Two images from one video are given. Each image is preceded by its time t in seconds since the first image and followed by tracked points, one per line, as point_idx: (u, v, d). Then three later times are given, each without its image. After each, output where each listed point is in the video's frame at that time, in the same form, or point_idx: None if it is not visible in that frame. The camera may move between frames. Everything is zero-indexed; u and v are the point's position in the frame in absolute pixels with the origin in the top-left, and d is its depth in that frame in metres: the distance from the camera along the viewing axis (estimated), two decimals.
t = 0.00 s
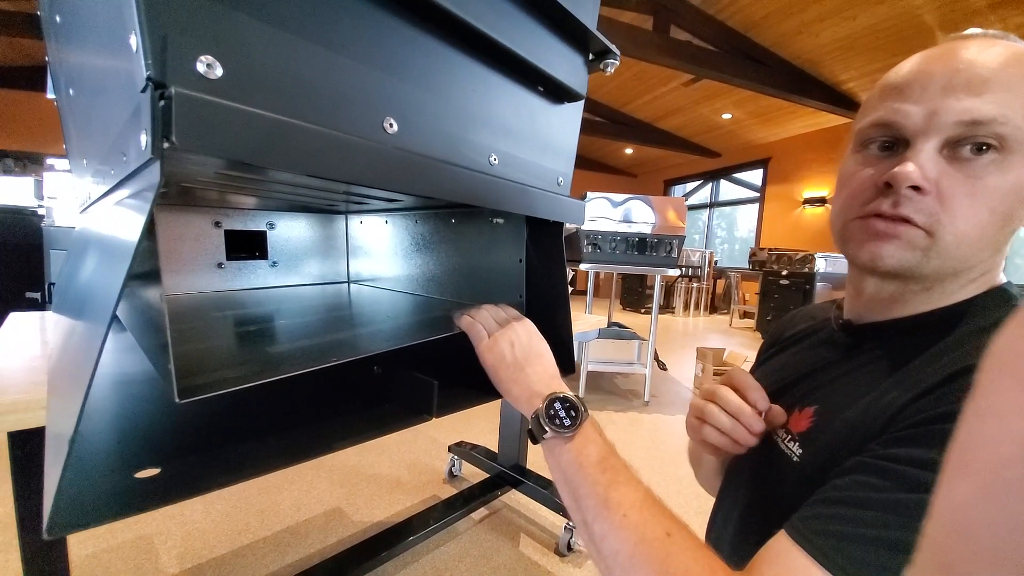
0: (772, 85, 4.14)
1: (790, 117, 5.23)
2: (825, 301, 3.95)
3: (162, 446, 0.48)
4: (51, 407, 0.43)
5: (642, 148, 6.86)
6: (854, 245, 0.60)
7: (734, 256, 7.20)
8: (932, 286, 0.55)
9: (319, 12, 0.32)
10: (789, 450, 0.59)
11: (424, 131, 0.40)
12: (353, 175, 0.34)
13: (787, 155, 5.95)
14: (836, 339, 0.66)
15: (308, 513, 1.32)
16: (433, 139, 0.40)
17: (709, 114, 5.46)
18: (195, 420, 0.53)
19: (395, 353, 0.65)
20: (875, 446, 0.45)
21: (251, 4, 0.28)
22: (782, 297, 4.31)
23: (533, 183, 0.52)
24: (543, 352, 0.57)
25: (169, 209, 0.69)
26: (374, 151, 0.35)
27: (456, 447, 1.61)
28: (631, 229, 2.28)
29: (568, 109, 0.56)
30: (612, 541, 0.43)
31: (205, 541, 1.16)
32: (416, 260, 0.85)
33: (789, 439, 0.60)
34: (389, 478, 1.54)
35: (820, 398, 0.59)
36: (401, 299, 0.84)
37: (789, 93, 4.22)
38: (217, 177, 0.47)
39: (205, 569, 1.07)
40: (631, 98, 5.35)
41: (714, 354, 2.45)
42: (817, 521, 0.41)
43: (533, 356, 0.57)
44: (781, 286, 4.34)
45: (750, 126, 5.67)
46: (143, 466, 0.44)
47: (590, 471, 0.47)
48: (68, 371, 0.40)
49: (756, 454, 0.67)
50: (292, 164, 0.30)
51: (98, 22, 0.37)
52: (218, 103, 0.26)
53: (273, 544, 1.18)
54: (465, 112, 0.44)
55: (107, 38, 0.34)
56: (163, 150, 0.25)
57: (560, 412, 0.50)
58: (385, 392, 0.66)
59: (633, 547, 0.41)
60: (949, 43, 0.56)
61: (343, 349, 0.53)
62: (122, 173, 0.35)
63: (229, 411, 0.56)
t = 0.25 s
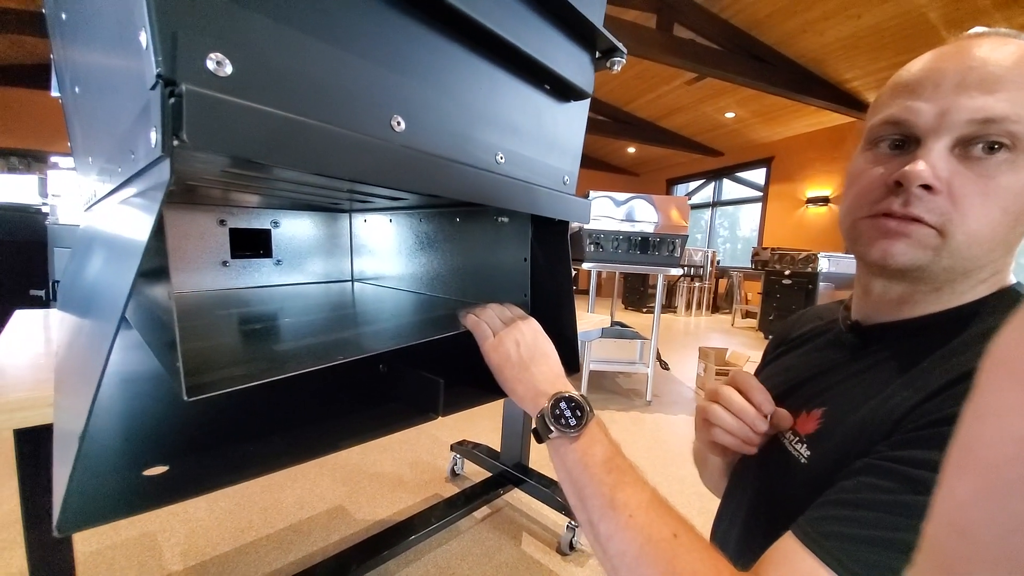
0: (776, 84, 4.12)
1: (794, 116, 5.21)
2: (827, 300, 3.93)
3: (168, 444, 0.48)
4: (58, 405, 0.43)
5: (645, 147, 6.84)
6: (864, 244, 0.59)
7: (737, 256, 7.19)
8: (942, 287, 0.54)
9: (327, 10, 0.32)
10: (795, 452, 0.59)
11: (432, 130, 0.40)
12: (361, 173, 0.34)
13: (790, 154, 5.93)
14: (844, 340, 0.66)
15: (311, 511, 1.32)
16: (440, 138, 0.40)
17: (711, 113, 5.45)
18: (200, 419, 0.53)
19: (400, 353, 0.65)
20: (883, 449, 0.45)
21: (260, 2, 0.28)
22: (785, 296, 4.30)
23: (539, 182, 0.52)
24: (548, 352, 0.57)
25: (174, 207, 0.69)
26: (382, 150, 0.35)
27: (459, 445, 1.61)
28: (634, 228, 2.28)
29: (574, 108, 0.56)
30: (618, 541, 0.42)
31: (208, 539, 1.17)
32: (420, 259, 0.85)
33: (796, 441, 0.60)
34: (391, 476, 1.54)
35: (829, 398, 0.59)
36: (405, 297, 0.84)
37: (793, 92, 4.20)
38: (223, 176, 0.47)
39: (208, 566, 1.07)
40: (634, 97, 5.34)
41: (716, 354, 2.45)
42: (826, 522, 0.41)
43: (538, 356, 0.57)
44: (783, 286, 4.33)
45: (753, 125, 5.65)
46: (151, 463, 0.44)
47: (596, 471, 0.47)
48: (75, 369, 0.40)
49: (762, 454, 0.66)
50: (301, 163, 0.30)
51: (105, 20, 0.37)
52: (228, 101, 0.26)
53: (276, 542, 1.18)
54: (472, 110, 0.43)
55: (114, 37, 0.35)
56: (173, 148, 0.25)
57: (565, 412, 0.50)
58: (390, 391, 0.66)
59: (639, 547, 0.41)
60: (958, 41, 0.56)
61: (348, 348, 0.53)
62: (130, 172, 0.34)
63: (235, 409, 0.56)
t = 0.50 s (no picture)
0: (783, 78, 4.08)
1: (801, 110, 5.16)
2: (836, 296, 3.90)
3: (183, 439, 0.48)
4: (73, 404, 0.43)
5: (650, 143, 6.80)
6: (881, 239, 0.58)
7: (743, 252, 7.14)
8: (960, 282, 0.54)
9: (338, 5, 0.32)
10: (811, 448, 0.58)
11: (442, 126, 0.40)
12: (373, 169, 0.34)
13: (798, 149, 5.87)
14: (858, 334, 0.66)
15: (320, 508, 1.33)
16: (450, 134, 0.40)
17: (718, 108, 5.40)
18: (213, 416, 0.53)
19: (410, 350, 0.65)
20: (899, 444, 0.44)
21: None
22: (793, 293, 4.26)
23: (549, 178, 0.52)
24: (558, 349, 0.57)
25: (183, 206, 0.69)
26: (394, 145, 0.35)
27: (467, 443, 1.61)
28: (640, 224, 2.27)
29: (584, 102, 0.56)
30: (632, 537, 0.42)
31: (219, 535, 1.18)
32: (427, 256, 0.85)
33: (811, 437, 0.59)
34: (399, 474, 1.54)
35: (845, 394, 0.58)
36: (413, 294, 0.84)
37: (800, 86, 4.16)
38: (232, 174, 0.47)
39: (220, 563, 1.08)
40: (639, 93, 5.30)
41: (723, 350, 2.44)
42: (843, 519, 0.41)
43: (549, 353, 0.56)
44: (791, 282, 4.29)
45: (760, 120, 5.60)
46: (167, 459, 0.44)
47: (608, 467, 0.47)
48: (90, 366, 0.40)
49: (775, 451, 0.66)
50: (314, 159, 0.30)
51: (115, 19, 0.37)
52: (240, 97, 0.26)
53: (286, 538, 1.19)
54: (482, 105, 0.43)
55: (125, 35, 0.35)
56: (187, 145, 0.25)
57: (577, 408, 0.50)
58: (401, 388, 0.66)
59: (653, 543, 0.41)
60: (975, 31, 0.55)
61: (358, 345, 0.54)
62: (142, 171, 0.34)
63: (247, 407, 0.57)
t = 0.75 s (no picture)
0: (777, 76, 4.09)
1: (796, 108, 5.17)
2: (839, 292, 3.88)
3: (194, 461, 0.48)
4: (80, 430, 0.43)
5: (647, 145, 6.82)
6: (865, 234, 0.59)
7: (744, 251, 7.13)
8: (965, 276, 0.51)
9: (339, 20, 0.31)
10: (830, 452, 0.57)
11: (447, 138, 0.39)
12: (379, 185, 0.33)
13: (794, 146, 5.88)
14: (880, 334, 0.63)
15: (328, 523, 1.32)
16: (455, 146, 0.40)
17: (713, 108, 5.42)
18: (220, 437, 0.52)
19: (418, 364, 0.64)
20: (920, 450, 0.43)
21: (274, 14, 0.28)
22: (795, 290, 4.25)
23: (553, 186, 0.51)
24: (568, 360, 0.56)
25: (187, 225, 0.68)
26: (399, 159, 0.34)
27: (474, 452, 1.60)
28: (641, 226, 2.27)
29: (585, 109, 0.56)
30: (650, 553, 0.41)
31: (227, 554, 1.16)
32: (431, 267, 0.84)
33: (830, 440, 0.58)
34: (407, 486, 1.53)
35: (862, 395, 0.57)
36: (417, 306, 0.83)
37: (795, 83, 4.17)
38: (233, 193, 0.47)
39: None
40: (634, 95, 5.33)
41: (729, 350, 2.42)
42: (863, 528, 0.40)
43: (559, 363, 0.55)
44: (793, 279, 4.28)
45: (755, 118, 5.61)
46: (178, 488, 0.45)
47: (622, 480, 0.46)
48: (98, 393, 0.40)
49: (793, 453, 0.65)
50: (320, 177, 0.29)
51: (115, 40, 0.36)
52: (244, 116, 0.25)
53: (295, 555, 1.17)
54: (485, 116, 0.43)
55: (125, 56, 0.34)
56: (193, 167, 0.24)
57: (588, 419, 0.49)
58: (413, 403, 0.66)
59: (672, 559, 0.40)
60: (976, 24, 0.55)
61: (365, 362, 0.53)
62: (147, 193, 0.34)
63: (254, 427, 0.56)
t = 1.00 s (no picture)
0: (768, 88, 4.16)
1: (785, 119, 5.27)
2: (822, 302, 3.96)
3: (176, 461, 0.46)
4: (58, 425, 0.41)
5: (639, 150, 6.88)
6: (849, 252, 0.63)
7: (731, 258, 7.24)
8: (951, 291, 0.53)
9: (338, 16, 0.31)
10: (821, 460, 0.57)
11: (445, 140, 0.39)
12: (375, 185, 0.32)
13: (782, 157, 5.99)
14: (875, 347, 0.63)
15: (309, 523, 1.30)
16: (453, 149, 0.39)
17: (705, 117, 5.49)
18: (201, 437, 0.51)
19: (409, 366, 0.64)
20: (917, 465, 0.44)
21: (274, 9, 0.27)
22: (779, 298, 4.32)
23: (550, 191, 0.51)
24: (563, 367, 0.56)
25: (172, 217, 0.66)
26: (396, 159, 0.34)
27: (459, 453, 1.59)
28: (632, 231, 2.28)
29: (584, 115, 0.56)
30: (641, 562, 0.41)
31: (204, 553, 1.14)
32: (423, 267, 0.84)
33: (823, 448, 0.58)
34: (391, 486, 1.52)
35: (854, 406, 0.58)
36: (406, 306, 0.82)
37: (785, 95, 4.25)
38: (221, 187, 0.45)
39: None
40: (627, 100, 5.37)
41: (714, 356, 2.46)
42: (857, 543, 0.40)
43: (551, 370, 0.55)
44: (778, 288, 4.35)
45: (746, 128, 5.70)
46: (159, 491, 0.44)
47: (612, 488, 0.46)
48: (75, 389, 0.39)
49: (781, 461, 0.65)
50: (315, 176, 0.29)
51: (106, 24, 0.35)
52: (239, 112, 0.25)
53: (274, 555, 1.15)
54: (484, 119, 0.43)
55: (117, 43, 0.33)
56: (183, 162, 0.24)
57: (580, 425, 0.49)
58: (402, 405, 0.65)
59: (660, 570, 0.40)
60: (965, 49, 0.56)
61: (353, 363, 0.52)
62: (135, 185, 0.33)
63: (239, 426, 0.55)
